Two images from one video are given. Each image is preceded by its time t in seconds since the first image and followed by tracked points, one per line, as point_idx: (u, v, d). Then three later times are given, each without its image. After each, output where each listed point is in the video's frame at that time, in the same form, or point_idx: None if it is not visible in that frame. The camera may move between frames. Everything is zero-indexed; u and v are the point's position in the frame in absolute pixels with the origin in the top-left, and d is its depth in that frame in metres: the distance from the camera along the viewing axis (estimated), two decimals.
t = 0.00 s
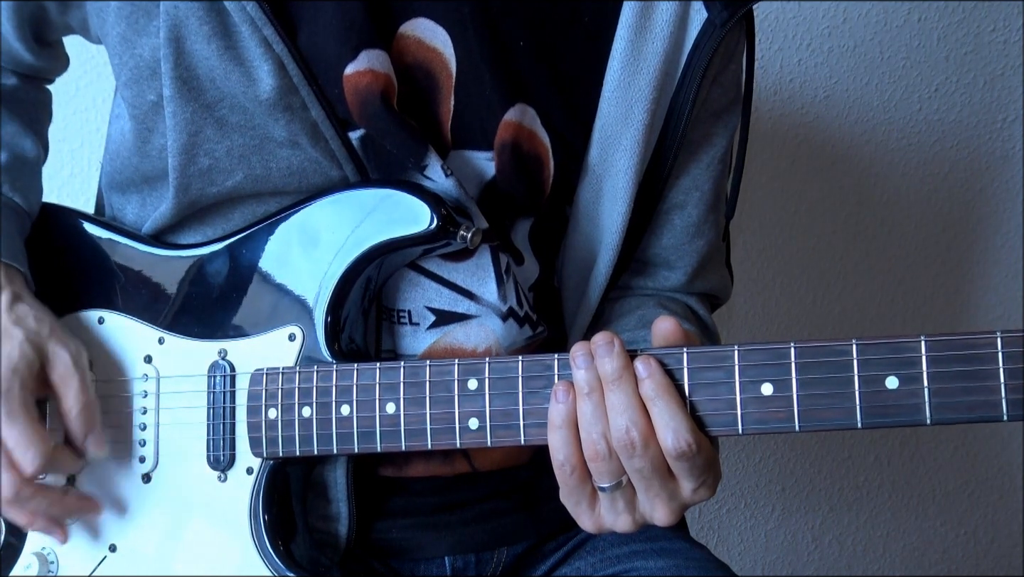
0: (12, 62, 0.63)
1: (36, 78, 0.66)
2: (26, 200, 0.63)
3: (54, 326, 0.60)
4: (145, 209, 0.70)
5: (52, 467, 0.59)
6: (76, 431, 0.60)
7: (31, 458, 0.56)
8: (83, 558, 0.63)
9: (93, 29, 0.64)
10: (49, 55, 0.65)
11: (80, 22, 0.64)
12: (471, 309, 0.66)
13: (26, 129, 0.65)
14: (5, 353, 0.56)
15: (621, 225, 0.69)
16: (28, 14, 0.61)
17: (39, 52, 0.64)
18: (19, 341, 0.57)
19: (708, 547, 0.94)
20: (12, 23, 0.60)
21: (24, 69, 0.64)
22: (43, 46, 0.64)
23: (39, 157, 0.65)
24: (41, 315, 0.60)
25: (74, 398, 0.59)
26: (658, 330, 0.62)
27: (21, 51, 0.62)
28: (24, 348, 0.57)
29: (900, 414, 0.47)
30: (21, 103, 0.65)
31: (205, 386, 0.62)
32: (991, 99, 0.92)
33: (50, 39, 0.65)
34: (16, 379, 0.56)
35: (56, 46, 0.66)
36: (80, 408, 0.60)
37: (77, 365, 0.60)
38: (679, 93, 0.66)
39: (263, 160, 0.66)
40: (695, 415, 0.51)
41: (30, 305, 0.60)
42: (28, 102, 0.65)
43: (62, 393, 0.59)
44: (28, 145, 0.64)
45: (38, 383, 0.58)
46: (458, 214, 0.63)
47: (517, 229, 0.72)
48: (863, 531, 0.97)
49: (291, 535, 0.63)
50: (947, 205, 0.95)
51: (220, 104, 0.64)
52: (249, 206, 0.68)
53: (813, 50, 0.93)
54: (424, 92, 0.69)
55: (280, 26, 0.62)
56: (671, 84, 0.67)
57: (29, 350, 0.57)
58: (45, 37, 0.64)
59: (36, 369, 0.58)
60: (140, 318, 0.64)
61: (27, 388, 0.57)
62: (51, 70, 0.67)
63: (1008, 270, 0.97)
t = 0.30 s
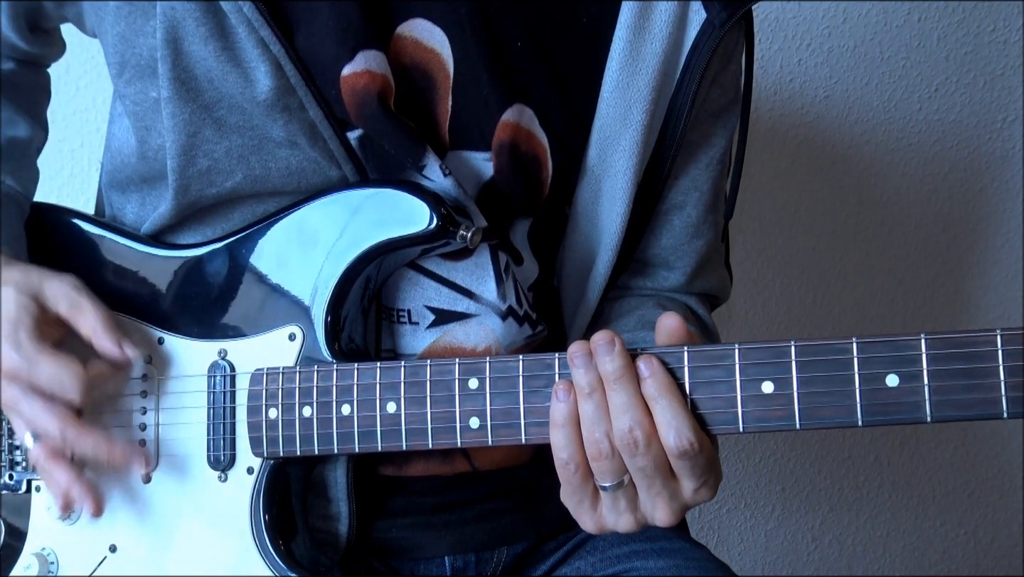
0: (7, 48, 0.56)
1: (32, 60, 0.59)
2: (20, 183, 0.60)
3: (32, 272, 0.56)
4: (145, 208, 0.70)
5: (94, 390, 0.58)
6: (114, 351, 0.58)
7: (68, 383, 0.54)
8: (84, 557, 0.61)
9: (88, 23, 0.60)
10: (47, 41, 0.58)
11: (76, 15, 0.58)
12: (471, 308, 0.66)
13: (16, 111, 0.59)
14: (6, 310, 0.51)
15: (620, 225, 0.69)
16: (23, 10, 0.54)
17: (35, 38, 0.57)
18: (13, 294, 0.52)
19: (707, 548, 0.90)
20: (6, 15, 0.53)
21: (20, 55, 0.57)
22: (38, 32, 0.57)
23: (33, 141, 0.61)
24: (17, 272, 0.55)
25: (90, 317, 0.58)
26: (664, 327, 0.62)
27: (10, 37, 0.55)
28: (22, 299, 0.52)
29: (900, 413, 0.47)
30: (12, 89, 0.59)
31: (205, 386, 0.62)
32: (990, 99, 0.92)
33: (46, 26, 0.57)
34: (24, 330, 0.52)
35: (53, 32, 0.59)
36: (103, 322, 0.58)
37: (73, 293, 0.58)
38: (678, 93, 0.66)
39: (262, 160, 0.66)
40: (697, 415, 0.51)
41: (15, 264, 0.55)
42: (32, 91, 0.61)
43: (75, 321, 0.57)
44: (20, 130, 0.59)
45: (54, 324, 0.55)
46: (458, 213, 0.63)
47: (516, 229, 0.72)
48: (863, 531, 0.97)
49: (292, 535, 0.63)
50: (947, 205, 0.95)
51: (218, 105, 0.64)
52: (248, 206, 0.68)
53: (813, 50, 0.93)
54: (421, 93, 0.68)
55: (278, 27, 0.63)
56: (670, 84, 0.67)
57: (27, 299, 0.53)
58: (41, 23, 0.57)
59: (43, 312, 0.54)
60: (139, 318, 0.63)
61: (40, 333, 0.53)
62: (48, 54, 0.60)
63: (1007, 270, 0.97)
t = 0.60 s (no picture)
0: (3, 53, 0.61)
1: (31, 68, 0.64)
2: (15, 186, 0.64)
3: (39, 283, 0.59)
4: (145, 208, 0.70)
5: (98, 408, 0.60)
6: (114, 366, 0.60)
7: (69, 401, 0.56)
8: (84, 557, 0.62)
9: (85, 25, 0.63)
10: (42, 47, 0.63)
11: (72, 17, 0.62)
12: (470, 308, 0.66)
13: (14, 118, 0.63)
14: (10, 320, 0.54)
15: (619, 225, 0.69)
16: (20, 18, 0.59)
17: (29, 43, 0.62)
18: (17, 305, 0.55)
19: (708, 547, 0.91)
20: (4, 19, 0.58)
21: (17, 60, 0.62)
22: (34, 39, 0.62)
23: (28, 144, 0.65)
24: (22, 282, 0.57)
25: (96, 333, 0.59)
26: (663, 327, 0.62)
27: (8, 43, 0.60)
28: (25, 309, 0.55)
29: (900, 414, 0.47)
30: (9, 95, 0.62)
31: (206, 386, 0.62)
32: (991, 99, 0.92)
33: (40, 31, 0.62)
34: (27, 342, 0.55)
35: (47, 36, 0.64)
36: (108, 337, 0.60)
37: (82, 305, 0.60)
38: (677, 93, 0.66)
39: (262, 162, 0.66)
40: (698, 417, 0.51)
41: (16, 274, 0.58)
42: (26, 96, 0.64)
43: (80, 335, 0.59)
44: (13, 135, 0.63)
45: (55, 334, 0.58)
46: (458, 214, 0.63)
47: (516, 230, 0.72)
48: (863, 531, 0.97)
49: (293, 535, 0.63)
50: (946, 205, 0.95)
51: (217, 108, 0.64)
52: (249, 208, 0.68)
53: (813, 50, 0.93)
54: (419, 96, 0.69)
55: (275, 30, 0.63)
56: (670, 84, 0.67)
57: (32, 309, 0.56)
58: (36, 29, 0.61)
59: (47, 321, 0.57)
60: (141, 317, 0.64)
61: (41, 345, 0.56)
62: (44, 60, 0.65)
63: (1008, 269, 0.97)
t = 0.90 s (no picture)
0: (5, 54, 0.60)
1: (33, 69, 0.63)
2: (17, 187, 0.64)
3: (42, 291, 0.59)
4: (148, 208, 0.70)
5: (84, 427, 0.59)
6: (102, 385, 0.59)
7: (54, 419, 0.56)
8: (85, 558, 0.62)
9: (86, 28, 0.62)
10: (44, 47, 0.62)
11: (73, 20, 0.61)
12: (472, 309, 0.66)
13: (15, 119, 0.63)
14: (8, 325, 0.55)
15: (620, 225, 0.69)
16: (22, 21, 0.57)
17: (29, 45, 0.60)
18: (16, 313, 0.56)
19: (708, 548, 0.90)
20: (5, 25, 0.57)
21: (20, 60, 0.61)
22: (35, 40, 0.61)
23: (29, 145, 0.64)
24: (25, 288, 0.58)
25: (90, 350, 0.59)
26: (665, 333, 0.61)
27: (9, 46, 0.59)
28: (24, 317, 0.56)
29: (903, 421, 0.48)
30: (9, 96, 0.62)
31: (208, 387, 0.62)
32: (991, 99, 0.92)
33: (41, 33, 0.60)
34: (22, 352, 0.55)
35: (51, 36, 0.62)
36: (104, 357, 0.60)
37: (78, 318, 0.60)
38: (677, 92, 0.66)
39: (263, 164, 0.66)
40: (702, 423, 0.51)
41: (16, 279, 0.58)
42: (28, 98, 0.64)
43: (76, 349, 0.59)
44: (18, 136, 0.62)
45: (51, 344, 0.58)
46: (463, 217, 0.64)
47: (517, 230, 0.72)
48: (863, 531, 0.97)
49: (294, 536, 0.63)
50: (947, 205, 0.95)
51: (218, 111, 0.64)
52: (251, 210, 0.68)
53: (813, 50, 0.92)
54: (420, 96, 0.68)
55: (274, 32, 0.62)
56: (670, 84, 0.67)
57: (31, 318, 0.56)
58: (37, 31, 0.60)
59: (44, 331, 0.57)
60: (143, 318, 0.64)
61: (37, 354, 0.56)
62: (47, 60, 0.64)
63: (1008, 270, 0.97)
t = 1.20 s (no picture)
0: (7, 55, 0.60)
1: (35, 71, 0.63)
2: (16, 190, 0.64)
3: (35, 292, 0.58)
4: (146, 207, 0.70)
5: (97, 419, 0.57)
6: (114, 374, 0.59)
7: (68, 409, 0.54)
8: (86, 558, 0.60)
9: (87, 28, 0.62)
10: (47, 49, 0.62)
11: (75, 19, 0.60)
12: (472, 308, 0.66)
13: (15, 122, 0.62)
14: (9, 325, 0.53)
15: (620, 225, 0.69)
16: (24, 18, 0.57)
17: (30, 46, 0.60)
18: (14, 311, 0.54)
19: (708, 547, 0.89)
20: (6, 24, 0.57)
21: (22, 62, 0.62)
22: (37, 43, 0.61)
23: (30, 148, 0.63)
24: (20, 289, 0.58)
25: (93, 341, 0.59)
26: (664, 331, 0.61)
27: (9, 47, 0.59)
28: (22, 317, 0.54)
29: (902, 418, 0.48)
30: (10, 98, 0.62)
31: (208, 387, 0.62)
32: (991, 99, 0.91)
33: (43, 33, 0.60)
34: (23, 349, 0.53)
35: (53, 36, 0.62)
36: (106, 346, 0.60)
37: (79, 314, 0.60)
38: (677, 92, 0.66)
39: (264, 163, 0.66)
40: (702, 421, 0.51)
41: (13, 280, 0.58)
42: (30, 100, 0.64)
43: (78, 343, 0.58)
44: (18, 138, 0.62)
45: (55, 342, 0.57)
46: (463, 216, 0.64)
47: (518, 230, 0.72)
48: (862, 530, 0.96)
49: (294, 536, 0.63)
50: (946, 205, 0.96)
51: (218, 110, 0.64)
52: (250, 210, 0.68)
53: (813, 50, 0.90)
54: (420, 96, 0.68)
55: (276, 31, 0.63)
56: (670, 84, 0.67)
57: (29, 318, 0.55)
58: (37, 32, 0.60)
59: (44, 329, 0.56)
60: (144, 318, 0.64)
61: (38, 351, 0.55)
62: (49, 63, 0.64)
63: (1007, 270, 0.98)
